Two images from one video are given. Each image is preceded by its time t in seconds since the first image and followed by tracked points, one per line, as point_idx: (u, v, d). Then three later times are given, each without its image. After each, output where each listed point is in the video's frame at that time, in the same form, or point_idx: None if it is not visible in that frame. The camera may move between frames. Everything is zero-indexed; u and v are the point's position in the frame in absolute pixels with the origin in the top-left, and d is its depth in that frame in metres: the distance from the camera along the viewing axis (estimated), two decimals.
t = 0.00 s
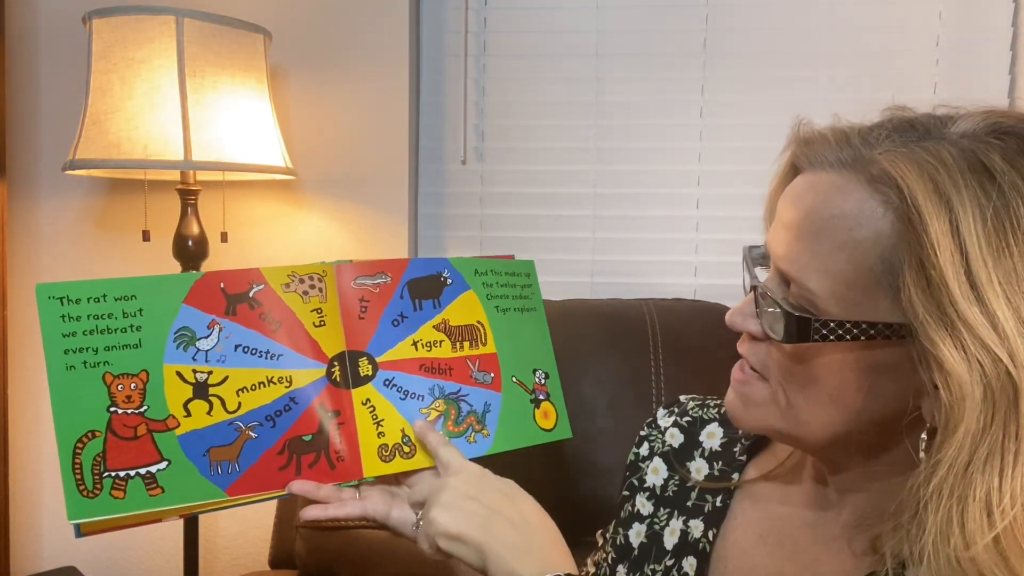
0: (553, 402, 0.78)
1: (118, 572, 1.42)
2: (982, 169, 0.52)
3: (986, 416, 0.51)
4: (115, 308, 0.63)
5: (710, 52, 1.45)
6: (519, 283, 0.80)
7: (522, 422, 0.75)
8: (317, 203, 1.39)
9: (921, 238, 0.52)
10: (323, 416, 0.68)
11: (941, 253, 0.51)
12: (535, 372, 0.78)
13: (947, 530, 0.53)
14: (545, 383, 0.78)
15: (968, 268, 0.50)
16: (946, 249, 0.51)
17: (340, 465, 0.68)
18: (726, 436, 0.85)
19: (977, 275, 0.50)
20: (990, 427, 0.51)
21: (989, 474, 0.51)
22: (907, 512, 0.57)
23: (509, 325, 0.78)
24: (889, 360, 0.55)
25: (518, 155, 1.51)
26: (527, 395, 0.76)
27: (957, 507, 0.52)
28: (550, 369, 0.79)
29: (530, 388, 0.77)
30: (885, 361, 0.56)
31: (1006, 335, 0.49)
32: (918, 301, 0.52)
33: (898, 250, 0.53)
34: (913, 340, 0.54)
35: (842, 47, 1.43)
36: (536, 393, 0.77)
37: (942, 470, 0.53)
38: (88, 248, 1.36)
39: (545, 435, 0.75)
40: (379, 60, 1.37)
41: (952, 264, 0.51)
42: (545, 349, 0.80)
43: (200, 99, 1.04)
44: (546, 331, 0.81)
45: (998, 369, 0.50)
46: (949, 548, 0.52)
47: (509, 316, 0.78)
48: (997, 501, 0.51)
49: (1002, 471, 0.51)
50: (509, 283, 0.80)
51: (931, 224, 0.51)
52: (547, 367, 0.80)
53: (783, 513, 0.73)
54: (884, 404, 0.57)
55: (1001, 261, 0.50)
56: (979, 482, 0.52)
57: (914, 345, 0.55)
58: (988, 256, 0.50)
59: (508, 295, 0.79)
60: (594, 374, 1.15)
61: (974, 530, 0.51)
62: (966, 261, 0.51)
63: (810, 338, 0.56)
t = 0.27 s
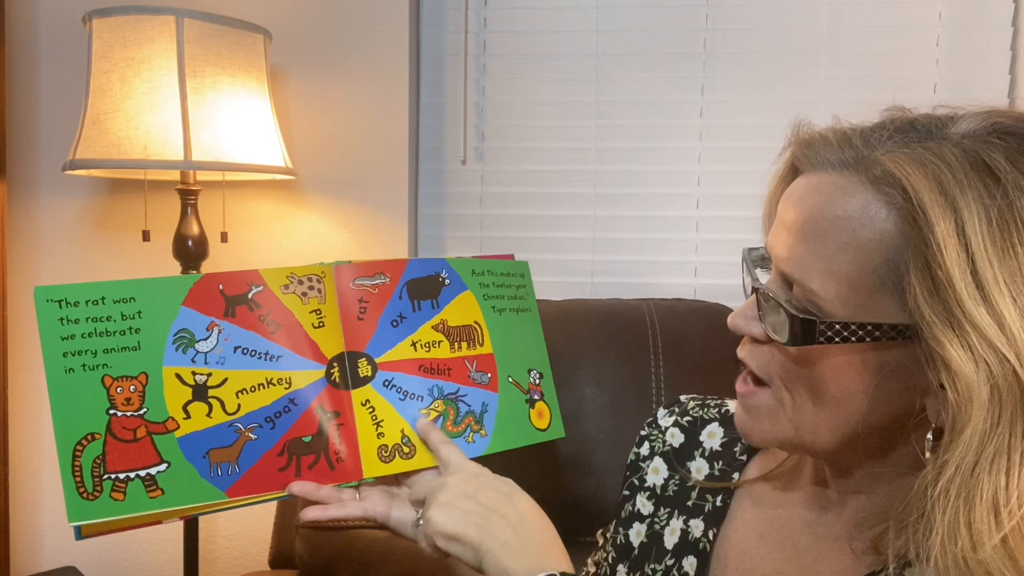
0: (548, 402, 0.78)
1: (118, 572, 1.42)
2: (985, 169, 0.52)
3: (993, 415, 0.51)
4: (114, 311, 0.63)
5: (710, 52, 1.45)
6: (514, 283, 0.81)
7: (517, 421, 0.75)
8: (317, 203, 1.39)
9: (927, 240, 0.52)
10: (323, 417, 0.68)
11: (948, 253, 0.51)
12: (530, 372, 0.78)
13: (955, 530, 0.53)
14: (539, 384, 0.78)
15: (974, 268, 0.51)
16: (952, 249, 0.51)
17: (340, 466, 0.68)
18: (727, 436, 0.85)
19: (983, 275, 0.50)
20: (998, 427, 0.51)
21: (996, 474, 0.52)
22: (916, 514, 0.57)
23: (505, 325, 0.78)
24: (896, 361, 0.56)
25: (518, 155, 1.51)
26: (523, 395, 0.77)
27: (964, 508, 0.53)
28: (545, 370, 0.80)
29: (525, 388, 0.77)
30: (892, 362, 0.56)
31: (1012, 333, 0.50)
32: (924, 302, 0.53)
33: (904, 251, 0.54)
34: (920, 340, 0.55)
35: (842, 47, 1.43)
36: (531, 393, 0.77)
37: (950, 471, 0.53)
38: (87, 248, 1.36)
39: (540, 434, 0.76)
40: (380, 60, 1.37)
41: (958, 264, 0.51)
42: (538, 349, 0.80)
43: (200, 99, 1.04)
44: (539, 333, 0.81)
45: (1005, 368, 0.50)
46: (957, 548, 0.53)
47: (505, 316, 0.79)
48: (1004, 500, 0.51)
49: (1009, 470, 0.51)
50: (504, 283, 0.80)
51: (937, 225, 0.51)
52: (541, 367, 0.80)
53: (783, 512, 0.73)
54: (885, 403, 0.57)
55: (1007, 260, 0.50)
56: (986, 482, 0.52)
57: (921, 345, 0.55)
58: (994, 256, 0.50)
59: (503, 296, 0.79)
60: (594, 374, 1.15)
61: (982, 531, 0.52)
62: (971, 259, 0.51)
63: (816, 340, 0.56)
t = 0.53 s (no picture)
0: (554, 402, 0.78)
1: (118, 573, 1.42)
2: (987, 171, 0.53)
3: (996, 417, 0.52)
4: (121, 309, 0.63)
5: (710, 53, 1.46)
6: (520, 284, 0.81)
7: (524, 421, 0.75)
8: (317, 203, 1.39)
9: (930, 242, 0.53)
10: (328, 415, 0.68)
11: (952, 255, 0.51)
12: (536, 371, 0.78)
13: (958, 531, 0.53)
14: (546, 383, 0.78)
15: (977, 269, 0.51)
16: (956, 250, 0.51)
17: (345, 464, 0.68)
18: (728, 436, 0.85)
19: (987, 276, 0.51)
20: (1000, 428, 0.52)
21: (999, 474, 0.52)
22: (916, 515, 0.58)
23: (511, 324, 0.78)
24: (900, 365, 0.56)
25: (518, 155, 1.51)
26: (530, 394, 0.77)
27: (967, 508, 0.53)
28: (551, 369, 0.80)
29: (532, 387, 0.77)
30: (896, 365, 0.56)
31: (1015, 334, 0.50)
32: (929, 304, 0.53)
33: (908, 254, 0.54)
34: (923, 341, 0.55)
35: (841, 48, 1.43)
36: (538, 392, 0.77)
37: (953, 471, 0.54)
38: (87, 248, 1.35)
39: (546, 433, 0.76)
40: (380, 60, 1.37)
41: (962, 265, 0.51)
42: (545, 348, 0.80)
43: (200, 99, 1.04)
44: (546, 332, 0.81)
45: (1009, 369, 0.51)
46: (959, 548, 0.53)
47: (511, 315, 0.79)
48: (1006, 501, 0.52)
49: (1011, 471, 0.52)
50: (509, 283, 0.80)
51: (940, 227, 0.52)
52: (548, 366, 0.80)
53: (784, 512, 0.73)
54: (891, 404, 0.58)
55: (1009, 261, 0.50)
56: (989, 483, 0.52)
57: (924, 347, 0.55)
58: (997, 257, 0.50)
59: (509, 295, 0.79)
60: (594, 375, 1.15)
61: (985, 531, 0.52)
62: (974, 258, 0.51)
63: (818, 343, 0.56)
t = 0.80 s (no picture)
0: (560, 398, 0.78)
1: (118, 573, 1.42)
2: (985, 171, 0.53)
3: (1002, 415, 0.52)
4: (125, 304, 0.63)
5: (710, 53, 1.46)
6: (526, 279, 0.81)
7: (529, 417, 0.75)
8: (317, 203, 1.39)
9: (931, 243, 0.53)
10: (331, 412, 0.68)
11: (954, 257, 0.51)
12: (542, 367, 0.78)
13: (964, 529, 0.54)
14: (552, 379, 0.78)
15: (978, 269, 0.51)
16: (958, 252, 0.51)
17: (349, 461, 0.68)
18: (729, 435, 0.86)
19: (989, 276, 0.51)
20: (1005, 426, 0.52)
21: (1005, 472, 0.53)
22: (920, 512, 0.58)
23: (516, 319, 0.78)
24: (907, 364, 0.56)
25: (519, 155, 1.51)
26: (536, 389, 0.77)
27: (972, 506, 0.54)
28: (558, 365, 0.80)
29: (538, 383, 0.77)
30: (902, 365, 0.56)
31: (1018, 333, 0.50)
32: (932, 305, 0.53)
33: (910, 257, 0.54)
34: (927, 342, 0.55)
35: (841, 48, 1.43)
36: (543, 388, 0.77)
37: (960, 470, 0.54)
38: (87, 248, 1.35)
39: (552, 429, 0.76)
40: (380, 60, 1.37)
41: (964, 265, 0.51)
42: (551, 344, 0.80)
43: (200, 99, 1.04)
44: (553, 328, 0.81)
45: (1012, 368, 0.51)
46: (965, 546, 0.54)
47: (516, 311, 0.79)
48: (1012, 498, 0.53)
49: (1017, 469, 0.52)
50: (516, 278, 0.80)
51: (941, 228, 0.52)
52: (555, 362, 0.80)
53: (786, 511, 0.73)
54: (899, 399, 0.57)
55: (1010, 261, 0.50)
56: (994, 480, 0.53)
57: (929, 347, 0.55)
58: (999, 257, 0.51)
59: (515, 291, 0.79)
60: (595, 374, 1.15)
61: (991, 528, 0.53)
62: (975, 258, 0.51)
63: (823, 347, 0.56)
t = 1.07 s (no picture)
0: (565, 396, 0.78)
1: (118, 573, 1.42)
2: (998, 172, 0.53)
3: (1012, 415, 0.53)
4: (132, 298, 0.63)
5: (710, 53, 1.46)
6: (530, 278, 0.81)
7: (533, 415, 0.75)
8: (317, 203, 1.39)
9: (944, 243, 0.53)
10: (337, 408, 0.69)
11: (968, 258, 0.52)
12: (546, 365, 0.79)
13: (970, 527, 0.54)
14: (556, 377, 0.79)
15: (992, 270, 0.52)
16: (972, 252, 0.52)
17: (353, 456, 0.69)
18: (731, 434, 0.86)
19: (1002, 277, 0.51)
20: (1015, 426, 0.53)
21: (1012, 472, 0.53)
22: (928, 513, 0.58)
23: (520, 318, 0.78)
24: (916, 363, 0.56)
25: (519, 155, 1.51)
26: (540, 387, 0.77)
27: (980, 507, 0.54)
28: (562, 363, 0.80)
29: (542, 381, 0.77)
30: (911, 364, 0.56)
31: None
32: (945, 306, 0.53)
33: (923, 257, 0.54)
34: (939, 342, 0.55)
35: (840, 48, 1.44)
36: (548, 386, 0.77)
37: (968, 469, 0.55)
38: (87, 248, 1.35)
39: (556, 428, 0.76)
40: (380, 60, 1.37)
41: (978, 266, 0.52)
42: (554, 344, 0.80)
43: (200, 99, 1.04)
44: (557, 325, 0.82)
45: None
46: (971, 544, 0.54)
47: (520, 309, 0.79)
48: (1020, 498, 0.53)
49: None
50: (520, 278, 0.80)
51: (956, 230, 0.52)
52: (558, 360, 0.80)
53: (788, 509, 0.73)
54: (907, 404, 0.58)
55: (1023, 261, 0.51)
56: (1002, 481, 0.53)
57: (939, 347, 0.56)
58: (1011, 257, 0.51)
59: (519, 289, 0.80)
60: (596, 374, 1.16)
61: (998, 528, 0.53)
62: (988, 259, 0.52)
63: (833, 347, 0.56)
